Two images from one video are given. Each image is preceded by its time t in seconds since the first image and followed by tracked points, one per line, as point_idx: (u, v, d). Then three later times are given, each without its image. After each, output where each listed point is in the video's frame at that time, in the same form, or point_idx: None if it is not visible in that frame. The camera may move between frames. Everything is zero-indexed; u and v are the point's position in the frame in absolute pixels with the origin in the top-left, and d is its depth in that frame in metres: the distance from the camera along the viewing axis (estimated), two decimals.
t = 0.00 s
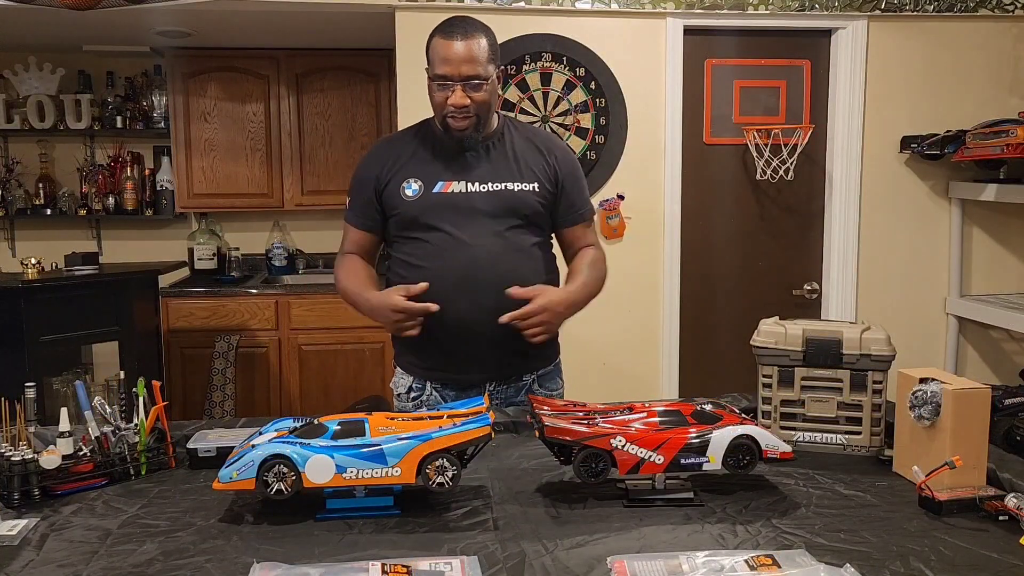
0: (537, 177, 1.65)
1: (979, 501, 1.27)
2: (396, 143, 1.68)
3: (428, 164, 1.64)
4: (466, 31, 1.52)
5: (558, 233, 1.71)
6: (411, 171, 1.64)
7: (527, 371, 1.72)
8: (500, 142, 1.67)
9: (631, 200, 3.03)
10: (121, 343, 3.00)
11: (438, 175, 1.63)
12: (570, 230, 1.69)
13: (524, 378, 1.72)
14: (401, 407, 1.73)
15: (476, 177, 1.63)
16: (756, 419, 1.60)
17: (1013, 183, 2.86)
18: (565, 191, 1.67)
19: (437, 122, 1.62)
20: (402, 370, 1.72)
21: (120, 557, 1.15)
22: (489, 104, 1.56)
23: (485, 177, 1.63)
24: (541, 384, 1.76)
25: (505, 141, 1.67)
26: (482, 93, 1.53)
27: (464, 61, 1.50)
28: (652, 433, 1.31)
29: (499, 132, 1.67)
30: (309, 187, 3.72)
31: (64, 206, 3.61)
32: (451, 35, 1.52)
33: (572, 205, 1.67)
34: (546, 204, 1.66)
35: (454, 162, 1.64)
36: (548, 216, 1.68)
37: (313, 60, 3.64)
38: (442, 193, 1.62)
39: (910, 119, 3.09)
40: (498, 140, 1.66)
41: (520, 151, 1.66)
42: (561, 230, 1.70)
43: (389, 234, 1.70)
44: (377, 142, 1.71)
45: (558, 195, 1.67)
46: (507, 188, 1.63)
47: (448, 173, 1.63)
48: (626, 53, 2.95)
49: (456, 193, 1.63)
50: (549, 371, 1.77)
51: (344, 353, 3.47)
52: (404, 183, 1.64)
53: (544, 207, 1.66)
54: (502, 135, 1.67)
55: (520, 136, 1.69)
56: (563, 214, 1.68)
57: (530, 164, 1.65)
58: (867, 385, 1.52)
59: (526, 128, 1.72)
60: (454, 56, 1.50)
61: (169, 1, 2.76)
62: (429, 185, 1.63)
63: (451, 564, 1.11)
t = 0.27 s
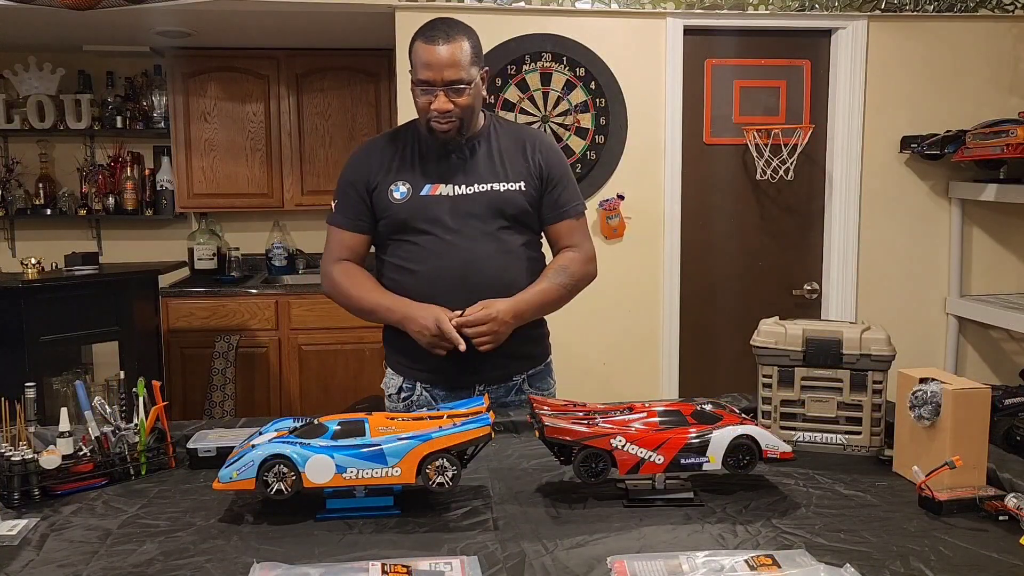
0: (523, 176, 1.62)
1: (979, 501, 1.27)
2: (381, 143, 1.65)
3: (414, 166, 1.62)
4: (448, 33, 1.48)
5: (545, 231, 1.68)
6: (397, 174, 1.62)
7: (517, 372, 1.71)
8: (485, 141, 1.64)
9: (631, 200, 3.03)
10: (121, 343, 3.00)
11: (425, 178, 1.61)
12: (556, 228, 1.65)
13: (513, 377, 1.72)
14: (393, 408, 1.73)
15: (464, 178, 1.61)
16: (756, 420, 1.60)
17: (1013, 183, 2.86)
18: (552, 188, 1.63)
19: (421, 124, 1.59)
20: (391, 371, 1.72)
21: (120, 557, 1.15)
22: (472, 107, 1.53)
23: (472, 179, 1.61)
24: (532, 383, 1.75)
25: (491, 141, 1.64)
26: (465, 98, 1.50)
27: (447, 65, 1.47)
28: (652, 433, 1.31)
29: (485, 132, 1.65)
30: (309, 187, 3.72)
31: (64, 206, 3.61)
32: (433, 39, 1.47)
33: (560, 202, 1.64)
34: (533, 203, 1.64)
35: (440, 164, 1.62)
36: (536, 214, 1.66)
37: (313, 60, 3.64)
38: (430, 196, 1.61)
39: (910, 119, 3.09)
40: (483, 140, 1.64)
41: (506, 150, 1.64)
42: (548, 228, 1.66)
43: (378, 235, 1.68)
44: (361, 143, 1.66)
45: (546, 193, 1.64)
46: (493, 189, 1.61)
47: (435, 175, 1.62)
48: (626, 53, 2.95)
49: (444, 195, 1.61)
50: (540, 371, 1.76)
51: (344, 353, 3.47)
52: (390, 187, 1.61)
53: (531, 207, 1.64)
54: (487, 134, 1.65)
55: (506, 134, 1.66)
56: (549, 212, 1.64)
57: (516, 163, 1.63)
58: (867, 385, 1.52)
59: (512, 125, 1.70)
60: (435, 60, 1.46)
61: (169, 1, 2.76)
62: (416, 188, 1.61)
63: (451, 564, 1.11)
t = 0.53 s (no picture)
0: (507, 182, 1.60)
1: (978, 501, 1.27)
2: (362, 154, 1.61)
3: (396, 178, 1.59)
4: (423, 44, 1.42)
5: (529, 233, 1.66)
6: (381, 188, 1.59)
7: (507, 373, 1.72)
8: (466, 147, 1.62)
9: (631, 200, 3.03)
10: (121, 343, 3.00)
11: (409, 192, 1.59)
12: (541, 229, 1.64)
13: (502, 379, 1.72)
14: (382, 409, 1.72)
15: (449, 189, 1.59)
16: (756, 420, 1.60)
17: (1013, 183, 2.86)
18: (537, 191, 1.62)
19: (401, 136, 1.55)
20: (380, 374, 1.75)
21: (121, 557, 1.15)
22: (450, 117, 1.49)
23: (456, 189, 1.60)
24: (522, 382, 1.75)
25: (471, 146, 1.62)
26: (443, 110, 1.45)
27: (424, 79, 1.41)
28: (652, 433, 1.31)
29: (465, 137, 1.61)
30: (309, 188, 3.72)
31: (64, 206, 3.61)
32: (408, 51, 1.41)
33: (545, 204, 1.62)
34: (518, 208, 1.63)
35: (423, 175, 1.60)
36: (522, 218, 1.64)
37: (313, 60, 3.64)
38: (416, 209, 1.60)
39: (910, 119, 3.09)
40: (463, 146, 1.61)
41: (488, 155, 1.62)
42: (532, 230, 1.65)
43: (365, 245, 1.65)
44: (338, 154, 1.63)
45: (531, 195, 1.62)
46: (477, 199, 1.60)
47: (419, 188, 1.59)
48: (626, 54, 2.95)
49: (430, 207, 1.60)
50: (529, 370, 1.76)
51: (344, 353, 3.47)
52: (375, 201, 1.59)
53: (516, 212, 1.63)
54: (467, 139, 1.62)
55: (486, 137, 1.64)
56: (535, 214, 1.63)
57: (499, 169, 1.61)
58: (866, 385, 1.52)
59: (492, 126, 1.67)
60: (411, 74, 1.40)
61: (169, 1, 2.77)
62: (402, 201, 1.59)
63: (451, 564, 1.11)
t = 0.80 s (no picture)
0: (491, 192, 1.63)
1: (978, 501, 1.27)
2: (346, 167, 1.62)
3: (383, 192, 1.61)
4: (406, 59, 1.40)
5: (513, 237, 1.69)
6: (368, 203, 1.61)
7: (499, 372, 1.78)
8: (449, 157, 1.63)
9: (631, 200, 3.03)
10: (121, 343, 3.00)
11: (399, 206, 1.61)
12: (525, 236, 1.67)
13: (495, 378, 1.78)
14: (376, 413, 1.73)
15: (436, 202, 1.61)
16: (756, 420, 1.60)
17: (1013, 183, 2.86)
18: (521, 198, 1.65)
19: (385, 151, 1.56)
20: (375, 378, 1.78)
21: (121, 557, 1.15)
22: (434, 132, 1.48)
23: (442, 202, 1.61)
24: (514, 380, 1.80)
25: (455, 155, 1.63)
26: (428, 127, 1.44)
27: (407, 98, 1.40)
28: (652, 433, 1.31)
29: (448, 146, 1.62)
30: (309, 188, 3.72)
31: (64, 206, 3.61)
32: (390, 67, 1.39)
33: (529, 211, 1.65)
34: (503, 215, 1.66)
35: (409, 188, 1.61)
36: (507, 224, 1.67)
37: (313, 60, 3.64)
38: (406, 223, 1.62)
39: (910, 118, 3.09)
40: (447, 156, 1.62)
41: (472, 164, 1.63)
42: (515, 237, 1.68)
43: (359, 255, 1.67)
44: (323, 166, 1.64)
45: (515, 203, 1.65)
46: (464, 212, 1.62)
47: (407, 202, 1.61)
48: (626, 54, 2.95)
49: (420, 221, 1.62)
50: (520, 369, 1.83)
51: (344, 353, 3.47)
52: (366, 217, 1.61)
53: (501, 221, 1.66)
54: (450, 148, 1.63)
55: (468, 143, 1.65)
56: (520, 221, 1.66)
57: (483, 178, 1.62)
58: (867, 385, 1.52)
59: (474, 130, 1.67)
60: (395, 93, 1.39)
61: (169, 1, 2.76)
62: (391, 216, 1.61)
63: (451, 564, 1.11)
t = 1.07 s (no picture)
0: (489, 196, 1.63)
1: (978, 501, 1.27)
2: (341, 169, 1.60)
3: (380, 196, 1.59)
4: (405, 63, 1.40)
5: (507, 241, 1.69)
6: (366, 206, 1.59)
7: (497, 371, 1.79)
8: (446, 159, 1.62)
9: (631, 200, 3.03)
10: (121, 343, 3.00)
11: (396, 210, 1.60)
12: (521, 239, 1.67)
13: (493, 377, 1.79)
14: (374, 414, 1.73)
15: (433, 206, 1.60)
16: (756, 420, 1.60)
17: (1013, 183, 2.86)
18: (518, 201, 1.65)
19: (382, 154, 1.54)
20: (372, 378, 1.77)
21: (121, 557, 1.15)
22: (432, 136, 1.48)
23: (440, 206, 1.60)
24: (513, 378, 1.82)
25: (451, 158, 1.62)
26: (426, 131, 1.44)
27: (406, 102, 1.40)
28: (651, 433, 1.31)
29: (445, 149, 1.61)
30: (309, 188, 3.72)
31: (64, 206, 3.61)
32: (388, 71, 1.39)
33: (526, 213, 1.66)
34: (500, 218, 1.66)
35: (406, 192, 1.59)
36: (503, 227, 1.67)
37: (313, 60, 3.64)
38: (403, 228, 1.61)
39: (910, 118, 3.09)
40: (443, 158, 1.61)
41: (469, 167, 1.63)
42: (510, 240, 1.68)
43: (355, 258, 1.66)
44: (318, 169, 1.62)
45: (511, 206, 1.65)
46: (461, 216, 1.62)
47: (404, 206, 1.59)
48: (626, 54, 2.95)
49: (417, 225, 1.61)
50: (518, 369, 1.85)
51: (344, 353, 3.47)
52: (363, 222, 1.60)
53: (498, 225, 1.66)
54: (446, 150, 1.62)
55: (464, 145, 1.64)
56: (516, 224, 1.66)
57: (480, 182, 1.62)
58: (867, 385, 1.52)
59: (469, 131, 1.67)
60: (393, 97, 1.39)
61: (169, 1, 2.76)
62: (389, 220, 1.60)
63: (451, 564, 1.11)
